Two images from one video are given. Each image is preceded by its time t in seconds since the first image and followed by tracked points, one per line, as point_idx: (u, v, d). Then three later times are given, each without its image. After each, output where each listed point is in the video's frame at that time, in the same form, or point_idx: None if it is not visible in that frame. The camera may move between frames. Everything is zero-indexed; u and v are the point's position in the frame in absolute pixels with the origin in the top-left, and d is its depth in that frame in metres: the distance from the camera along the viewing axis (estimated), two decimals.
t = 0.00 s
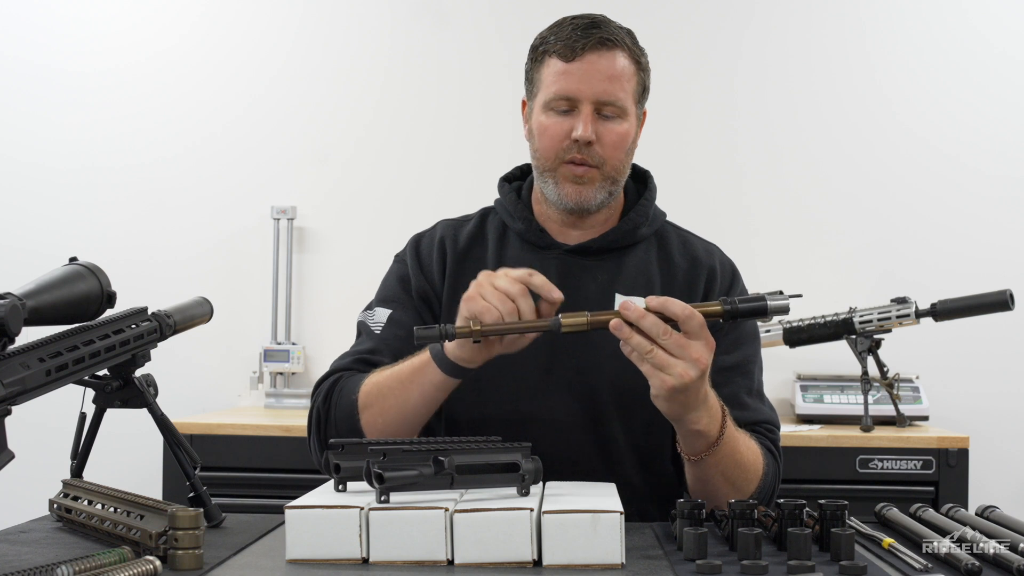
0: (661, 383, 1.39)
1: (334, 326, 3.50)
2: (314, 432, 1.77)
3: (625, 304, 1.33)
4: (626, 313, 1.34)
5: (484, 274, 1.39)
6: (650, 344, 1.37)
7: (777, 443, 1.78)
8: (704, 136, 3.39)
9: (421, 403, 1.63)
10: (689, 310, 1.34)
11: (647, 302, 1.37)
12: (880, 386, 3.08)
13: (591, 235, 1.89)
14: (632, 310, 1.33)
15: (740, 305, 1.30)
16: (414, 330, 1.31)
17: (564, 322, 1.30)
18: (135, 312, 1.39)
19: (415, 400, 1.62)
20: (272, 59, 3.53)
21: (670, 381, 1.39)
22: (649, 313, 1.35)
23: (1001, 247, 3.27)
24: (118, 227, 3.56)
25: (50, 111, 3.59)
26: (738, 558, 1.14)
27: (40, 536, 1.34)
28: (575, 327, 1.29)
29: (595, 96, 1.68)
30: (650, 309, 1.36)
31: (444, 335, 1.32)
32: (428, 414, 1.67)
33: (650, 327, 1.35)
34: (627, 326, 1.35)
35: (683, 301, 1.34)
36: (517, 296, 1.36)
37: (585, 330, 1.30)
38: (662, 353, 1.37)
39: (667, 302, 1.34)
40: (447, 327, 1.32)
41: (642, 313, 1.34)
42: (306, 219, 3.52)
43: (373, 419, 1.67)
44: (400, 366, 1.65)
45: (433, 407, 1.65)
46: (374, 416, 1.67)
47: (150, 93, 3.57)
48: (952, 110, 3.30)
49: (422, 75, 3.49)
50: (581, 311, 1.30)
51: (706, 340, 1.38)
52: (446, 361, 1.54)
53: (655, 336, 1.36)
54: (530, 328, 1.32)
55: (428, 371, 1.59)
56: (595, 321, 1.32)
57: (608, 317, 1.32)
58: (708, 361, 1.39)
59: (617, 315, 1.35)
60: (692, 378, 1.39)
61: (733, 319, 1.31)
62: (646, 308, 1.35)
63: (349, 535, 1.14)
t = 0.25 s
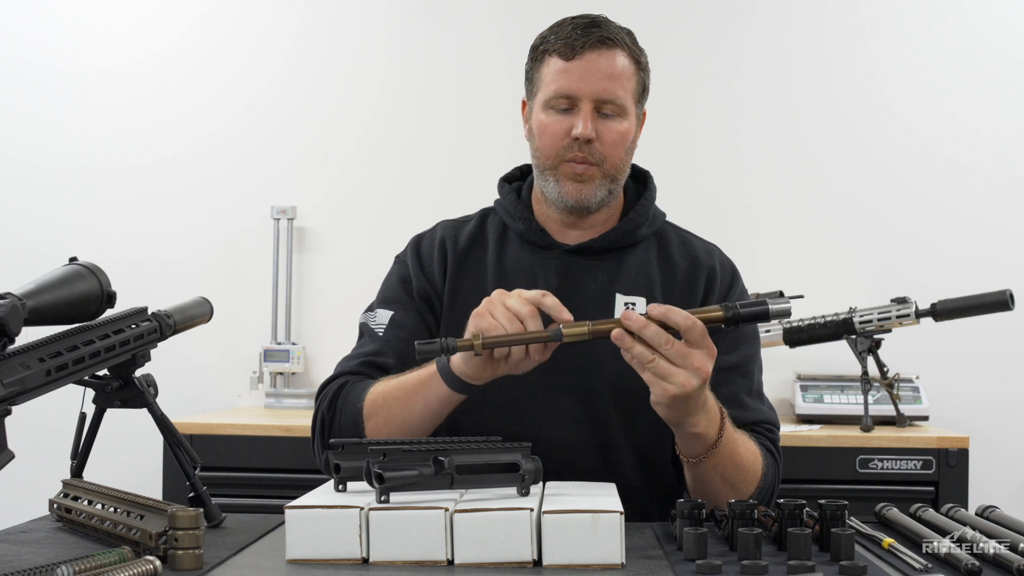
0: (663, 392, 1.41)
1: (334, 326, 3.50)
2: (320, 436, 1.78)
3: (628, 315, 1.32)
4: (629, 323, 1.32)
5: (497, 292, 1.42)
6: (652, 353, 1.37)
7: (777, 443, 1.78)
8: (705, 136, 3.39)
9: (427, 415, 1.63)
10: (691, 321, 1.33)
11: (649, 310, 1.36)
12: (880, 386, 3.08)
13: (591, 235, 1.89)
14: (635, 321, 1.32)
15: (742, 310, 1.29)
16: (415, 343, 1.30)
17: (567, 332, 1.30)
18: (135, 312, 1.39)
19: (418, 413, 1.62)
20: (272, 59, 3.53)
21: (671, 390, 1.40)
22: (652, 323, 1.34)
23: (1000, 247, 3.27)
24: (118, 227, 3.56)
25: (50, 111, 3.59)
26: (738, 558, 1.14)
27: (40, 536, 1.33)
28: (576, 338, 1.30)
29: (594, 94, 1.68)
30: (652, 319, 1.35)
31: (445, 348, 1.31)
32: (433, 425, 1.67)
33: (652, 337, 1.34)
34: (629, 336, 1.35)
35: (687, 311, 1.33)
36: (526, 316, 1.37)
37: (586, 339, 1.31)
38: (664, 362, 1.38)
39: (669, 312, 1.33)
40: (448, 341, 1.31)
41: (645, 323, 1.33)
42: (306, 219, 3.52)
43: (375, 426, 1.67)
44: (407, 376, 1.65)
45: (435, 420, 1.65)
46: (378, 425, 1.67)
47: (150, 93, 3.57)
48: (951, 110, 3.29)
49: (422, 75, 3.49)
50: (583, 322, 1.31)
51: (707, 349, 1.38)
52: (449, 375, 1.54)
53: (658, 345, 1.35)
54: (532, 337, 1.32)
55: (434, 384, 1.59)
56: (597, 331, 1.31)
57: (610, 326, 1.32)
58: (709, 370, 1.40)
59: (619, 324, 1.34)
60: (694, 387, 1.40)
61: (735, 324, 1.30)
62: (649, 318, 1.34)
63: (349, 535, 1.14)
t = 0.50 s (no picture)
0: (664, 401, 1.42)
1: (334, 326, 3.50)
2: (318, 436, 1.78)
3: (630, 325, 1.31)
4: (631, 333, 1.32)
5: (498, 300, 1.43)
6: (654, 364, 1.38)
7: (776, 444, 1.78)
8: (705, 136, 3.39)
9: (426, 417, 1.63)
10: (694, 332, 1.33)
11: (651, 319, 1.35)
12: (880, 386, 3.08)
13: (590, 235, 1.89)
14: (637, 332, 1.32)
15: (744, 318, 1.31)
16: (415, 350, 1.30)
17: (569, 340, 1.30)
18: (135, 312, 1.39)
19: (416, 416, 1.63)
20: (272, 59, 3.53)
21: (672, 399, 1.41)
22: (653, 333, 1.34)
23: (1000, 247, 3.27)
24: (118, 227, 3.56)
25: (50, 111, 3.59)
26: (738, 558, 1.14)
27: (40, 536, 1.33)
28: (579, 346, 1.30)
29: (593, 93, 1.68)
30: (654, 329, 1.34)
31: (445, 354, 1.31)
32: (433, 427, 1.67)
33: (654, 348, 1.34)
34: (630, 346, 1.35)
35: (689, 322, 1.33)
36: (523, 326, 1.38)
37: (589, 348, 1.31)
38: (665, 372, 1.39)
39: (672, 323, 1.33)
40: (449, 347, 1.31)
41: (647, 334, 1.33)
42: (306, 219, 3.52)
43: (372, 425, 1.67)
44: (405, 379, 1.65)
45: (434, 423, 1.66)
46: (377, 428, 1.67)
47: (150, 93, 3.57)
48: (951, 110, 3.29)
49: (422, 75, 3.49)
50: (584, 330, 1.31)
51: (710, 360, 1.39)
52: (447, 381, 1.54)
53: (659, 355, 1.36)
54: (535, 346, 1.32)
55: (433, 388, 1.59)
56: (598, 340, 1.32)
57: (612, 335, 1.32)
58: (710, 380, 1.41)
59: (621, 334, 1.33)
60: (695, 398, 1.41)
61: (736, 333, 1.32)
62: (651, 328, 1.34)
63: (349, 535, 1.14)
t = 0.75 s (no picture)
0: (664, 398, 1.42)
1: (334, 326, 3.50)
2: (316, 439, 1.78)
3: (629, 321, 1.31)
4: (631, 330, 1.32)
5: (496, 303, 1.43)
6: (653, 360, 1.38)
7: (775, 444, 1.78)
8: (705, 137, 3.39)
9: (427, 419, 1.63)
10: (693, 329, 1.33)
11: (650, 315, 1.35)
12: (880, 386, 3.08)
13: (588, 234, 1.89)
14: (637, 329, 1.31)
15: (744, 316, 1.30)
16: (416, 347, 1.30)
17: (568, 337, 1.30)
18: (135, 312, 1.39)
19: (417, 417, 1.63)
20: (272, 59, 3.53)
21: (671, 396, 1.41)
22: (653, 330, 1.34)
23: (1000, 247, 3.27)
24: (118, 227, 3.56)
25: (50, 111, 3.59)
26: (738, 558, 1.14)
27: (40, 536, 1.33)
28: (579, 343, 1.30)
29: (590, 92, 1.68)
30: (653, 326, 1.34)
31: (445, 352, 1.30)
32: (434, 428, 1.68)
33: (654, 345, 1.34)
34: (630, 342, 1.35)
35: (688, 319, 1.33)
36: (522, 330, 1.37)
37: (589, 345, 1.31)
38: (664, 368, 1.39)
39: (672, 319, 1.32)
40: (448, 344, 1.31)
41: (647, 330, 1.33)
42: (306, 219, 3.52)
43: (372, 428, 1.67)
44: (404, 381, 1.65)
45: (434, 425, 1.66)
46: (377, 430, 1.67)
47: (150, 93, 3.57)
48: (951, 110, 3.29)
49: (422, 75, 3.49)
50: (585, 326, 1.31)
51: (710, 356, 1.39)
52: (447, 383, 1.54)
53: (658, 352, 1.36)
54: (534, 342, 1.31)
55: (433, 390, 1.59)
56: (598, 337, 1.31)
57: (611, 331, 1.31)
58: (710, 377, 1.41)
59: (620, 330, 1.33)
60: (694, 395, 1.41)
61: (736, 330, 1.31)
62: (651, 324, 1.34)
63: (350, 535, 1.14)
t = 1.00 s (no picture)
0: (664, 399, 1.42)
1: (334, 326, 3.50)
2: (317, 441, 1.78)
3: (628, 323, 1.31)
4: (630, 332, 1.32)
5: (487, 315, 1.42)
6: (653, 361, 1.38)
7: (775, 444, 1.78)
8: (705, 137, 3.39)
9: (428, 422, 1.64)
10: (692, 329, 1.33)
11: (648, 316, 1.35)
12: (879, 386, 3.08)
13: (588, 233, 1.88)
14: (636, 330, 1.32)
15: (743, 313, 1.31)
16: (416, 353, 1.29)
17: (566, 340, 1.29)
18: (135, 312, 1.39)
19: (420, 420, 1.63)
20: (272, 59, 3.53)
21: (672, 397, 1.41)
22: (651, 332, 1.34)
23: (1000, 247, 3.27)
24: (118, 227, 3.56)
25: (50, 112, 3.59)
26: (738, 558, 1.14)
27: (40, 536, 1.33)
28: (577, 345, 1.29)
29: (577, 86, 1.69)
30: (652, 328, 1.34)
31: (445, 359, 1.29)
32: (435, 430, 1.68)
33: (653, 346, 1.34)
34: (629, 344, 1.35)
35: (688, 319, 1.33)
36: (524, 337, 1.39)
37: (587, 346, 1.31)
38: (664, 369, 1.39)
39: (671, 320, 1.32)
40: (447, 350, 1.30)
41: (646, 332, 1.33)
42: (306, 219, 3.52)
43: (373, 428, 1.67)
44: (404, 385, 1.64)
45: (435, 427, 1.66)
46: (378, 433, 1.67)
47: (150, 93, 3.57)
48: (951, 110, 3.29)
49: (422, 75, 3.49)
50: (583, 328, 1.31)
51: (709, 356, 1.39)
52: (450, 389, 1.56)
53: (658, 353, 1.36)
54: (531, 347, 1.31)
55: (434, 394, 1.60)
56: (597, 338, 1.31)
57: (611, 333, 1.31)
58: (710, 377, 1.41)
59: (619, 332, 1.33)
60: (695, 395, 1.41)
61: (736, 328, 1.32)
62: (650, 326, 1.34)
63: (350, 535, 1.14)
